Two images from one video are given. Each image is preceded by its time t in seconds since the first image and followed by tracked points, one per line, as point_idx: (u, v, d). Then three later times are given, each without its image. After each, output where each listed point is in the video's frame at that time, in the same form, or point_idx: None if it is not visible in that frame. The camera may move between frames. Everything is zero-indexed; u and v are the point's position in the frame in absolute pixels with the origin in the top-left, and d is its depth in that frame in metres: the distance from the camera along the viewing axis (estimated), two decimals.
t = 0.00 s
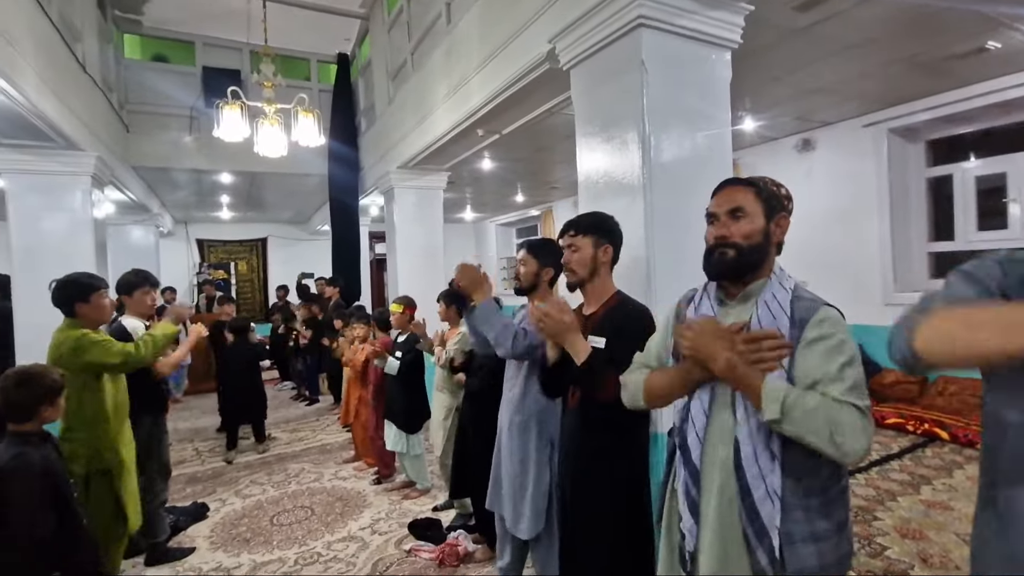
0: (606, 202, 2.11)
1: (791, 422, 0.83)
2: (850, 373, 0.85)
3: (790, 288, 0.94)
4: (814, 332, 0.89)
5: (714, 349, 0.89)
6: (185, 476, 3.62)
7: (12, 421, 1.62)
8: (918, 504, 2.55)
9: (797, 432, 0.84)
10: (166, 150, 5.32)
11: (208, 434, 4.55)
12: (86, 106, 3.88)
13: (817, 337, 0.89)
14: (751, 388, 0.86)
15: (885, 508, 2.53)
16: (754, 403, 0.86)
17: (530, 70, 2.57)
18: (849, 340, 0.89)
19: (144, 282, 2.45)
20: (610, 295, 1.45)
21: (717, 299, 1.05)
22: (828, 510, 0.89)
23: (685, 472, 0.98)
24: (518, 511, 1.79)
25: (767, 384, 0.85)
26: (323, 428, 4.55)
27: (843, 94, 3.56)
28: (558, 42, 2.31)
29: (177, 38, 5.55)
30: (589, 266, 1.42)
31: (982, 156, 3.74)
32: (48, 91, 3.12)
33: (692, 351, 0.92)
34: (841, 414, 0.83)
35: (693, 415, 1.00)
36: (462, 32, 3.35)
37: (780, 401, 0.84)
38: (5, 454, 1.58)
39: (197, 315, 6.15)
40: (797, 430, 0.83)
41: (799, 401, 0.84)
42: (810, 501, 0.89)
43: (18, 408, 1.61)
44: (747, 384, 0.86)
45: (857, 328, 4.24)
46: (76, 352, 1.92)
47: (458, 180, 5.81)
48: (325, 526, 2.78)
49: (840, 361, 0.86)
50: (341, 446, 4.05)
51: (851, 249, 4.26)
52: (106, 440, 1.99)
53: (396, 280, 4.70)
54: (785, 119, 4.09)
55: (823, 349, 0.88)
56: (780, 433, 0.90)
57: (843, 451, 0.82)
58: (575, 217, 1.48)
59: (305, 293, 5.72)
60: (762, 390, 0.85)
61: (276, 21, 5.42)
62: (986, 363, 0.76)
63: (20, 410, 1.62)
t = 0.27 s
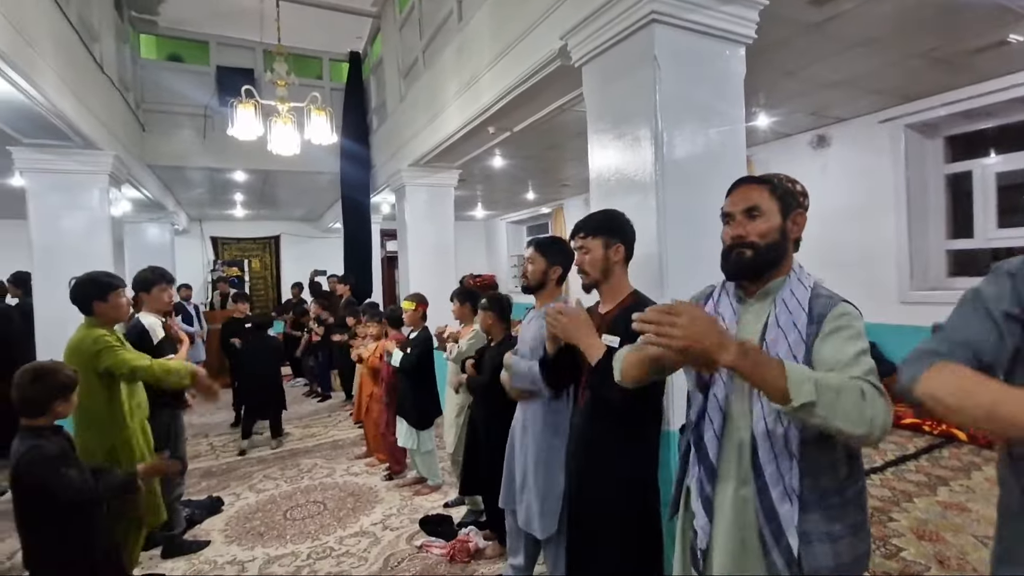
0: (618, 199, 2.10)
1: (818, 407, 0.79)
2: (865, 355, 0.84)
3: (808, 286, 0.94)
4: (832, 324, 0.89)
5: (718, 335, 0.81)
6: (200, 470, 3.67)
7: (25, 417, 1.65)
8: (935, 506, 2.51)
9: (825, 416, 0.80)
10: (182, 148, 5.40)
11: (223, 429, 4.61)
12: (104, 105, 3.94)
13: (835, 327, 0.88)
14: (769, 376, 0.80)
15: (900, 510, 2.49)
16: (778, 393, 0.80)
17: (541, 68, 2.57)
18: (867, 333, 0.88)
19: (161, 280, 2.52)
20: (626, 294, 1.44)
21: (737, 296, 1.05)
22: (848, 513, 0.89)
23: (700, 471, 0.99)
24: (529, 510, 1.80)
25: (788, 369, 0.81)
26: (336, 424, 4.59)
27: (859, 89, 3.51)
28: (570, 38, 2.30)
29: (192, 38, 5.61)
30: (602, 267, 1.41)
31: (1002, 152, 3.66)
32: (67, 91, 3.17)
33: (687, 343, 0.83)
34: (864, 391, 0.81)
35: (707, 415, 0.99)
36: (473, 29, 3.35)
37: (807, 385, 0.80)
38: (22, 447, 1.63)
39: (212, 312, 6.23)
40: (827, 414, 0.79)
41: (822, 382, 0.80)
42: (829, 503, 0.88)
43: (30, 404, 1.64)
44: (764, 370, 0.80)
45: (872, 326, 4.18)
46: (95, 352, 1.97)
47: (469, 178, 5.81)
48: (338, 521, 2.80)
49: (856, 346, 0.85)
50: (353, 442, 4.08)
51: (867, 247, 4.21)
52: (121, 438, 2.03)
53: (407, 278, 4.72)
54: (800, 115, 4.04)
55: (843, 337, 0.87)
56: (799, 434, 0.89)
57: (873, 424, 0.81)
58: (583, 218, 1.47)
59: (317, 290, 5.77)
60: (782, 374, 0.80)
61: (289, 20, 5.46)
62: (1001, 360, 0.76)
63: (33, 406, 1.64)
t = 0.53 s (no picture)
0: (629, 196, 2.09)
1: (854, 317, 0.77)
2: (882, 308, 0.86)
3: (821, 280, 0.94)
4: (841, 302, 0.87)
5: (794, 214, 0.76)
6: (211, 462, 3.71)
7: (45, 404, 1.68)
8: (947, 511, 2.48)
9: (853, 332, 0.77)
10: (197, 144, 5.46)
11: (233, 421, 4.66)
12: (120, 100, 3.99)
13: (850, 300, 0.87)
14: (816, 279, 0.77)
15: (912, 514, 2.46)
16: (828, 291, 0.78)
17: (553, 64, 2.56)
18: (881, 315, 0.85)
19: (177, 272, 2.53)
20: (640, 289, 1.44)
21: (751, 292, 1.01)
22: (865, 501, 0.88)
23: (710, 465, 0.98)
24: (537, 505, 1.81)
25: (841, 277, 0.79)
26: (344, 418, 4.62)
27: (876, 88, 3.46)
28: (582, 34, 2.29)
29: (206, 33, 5.66)
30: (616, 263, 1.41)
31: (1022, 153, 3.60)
32: (84, 85, 3.21)
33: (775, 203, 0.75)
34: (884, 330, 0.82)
35: (717, 407, 0.98)
36: (485, 26, 3.35)
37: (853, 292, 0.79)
38: (40, 432, 1.67)
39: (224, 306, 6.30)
40: (858, 328, 0.77)
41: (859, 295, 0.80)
42: (843, 494, 0.87)
43: (47, 392, 1.66)
44: (826, 265, 0.78)
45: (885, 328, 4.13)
46: (108, 341, 1.97)
47: (479, 175, 5.81)
48: (345, 514, 2.82)
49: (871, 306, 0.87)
50: (361, 437, 4.11)
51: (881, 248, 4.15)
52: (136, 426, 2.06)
53: (416, 274, 4.73)
54: (814, 113, 4.00)
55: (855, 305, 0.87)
56: (811, 424, 0.87)
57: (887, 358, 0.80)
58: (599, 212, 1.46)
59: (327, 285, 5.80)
60: (837, 275, 0.79)
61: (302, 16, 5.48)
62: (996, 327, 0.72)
63: (50, 393, 1.67)
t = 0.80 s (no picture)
0: (638, 193, 2.08)
1: (878, 343, 0.74)
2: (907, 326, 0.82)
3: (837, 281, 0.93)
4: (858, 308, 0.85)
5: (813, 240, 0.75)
6: (221, 456, 3.75)
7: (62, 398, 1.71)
8: (960, 513, 2.45)
9: (879, 356, 0.74)
10: (207, 141, 5.49)
11: (242, 417, 4.69)
12: (132, 97, 4.02)
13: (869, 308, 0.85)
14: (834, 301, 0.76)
15: (923, 515, 2.44)
16: (849, 316, 0.75)
17: (563, 61, 2.54)
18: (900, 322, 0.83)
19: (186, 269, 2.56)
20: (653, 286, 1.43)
21: (764, 292, 1.00)
22: (875, 509, 0.87)
23: (719, 465, 0.98)
24: (542, 504, 1.81)
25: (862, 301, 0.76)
26: (352, 414, 4.64)
27: (890, 84, 3.42)
28: (592, 30, 2.27)
29: (216, 30, 5.68)
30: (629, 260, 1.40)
31: None
32: (97, 83, 3.23)
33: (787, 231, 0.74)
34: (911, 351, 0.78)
35: (729, 409, 0.97)
36: (495, 22, 3.33)
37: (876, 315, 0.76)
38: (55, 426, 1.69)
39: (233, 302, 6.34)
40: (884, 351, 0.74)
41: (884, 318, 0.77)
42: (853, 499, 0.86)
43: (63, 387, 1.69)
44: (843, 293, 0.75)
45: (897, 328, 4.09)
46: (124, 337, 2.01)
47: (487, 171, 5.81)
48: (354, 510, 2.84)
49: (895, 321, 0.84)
50: (369, 433, 4.13)
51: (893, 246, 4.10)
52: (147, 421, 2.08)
53: (424, 271, 4.74)
54: (826, 110, 3.95)
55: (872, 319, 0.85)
56: (823, 428, 0.87)
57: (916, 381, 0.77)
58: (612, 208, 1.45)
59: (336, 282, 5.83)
60: (858, 300, 0.76)
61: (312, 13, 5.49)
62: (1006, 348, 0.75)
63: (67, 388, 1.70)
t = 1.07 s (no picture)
0: (649, 189, 2.06)
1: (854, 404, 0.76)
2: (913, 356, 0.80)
3: (849, 279, 0.90)
4: (874, 319, 0.84)
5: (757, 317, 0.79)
6: (232, 451, 3.79)
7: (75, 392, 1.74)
8: (976, 514, 2.41)
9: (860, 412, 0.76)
10: (218, 139, 5.54)
11: (253, 412, 4.73)
12: (144, 96, 4.06)
13: (874, 328, 0.84)
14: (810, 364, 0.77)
15: (937, 516, 2.40)
16: (816, 378, 0.77)
17: (572, 56, 2.53)
18: (911, 331, 0.84)
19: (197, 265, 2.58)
20: (661, 283, 1.42)
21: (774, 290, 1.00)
22: (886, 513, 0.85)
23: (730, 466, 0.97)
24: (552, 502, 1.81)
25: (832, 357, 0.77)
26: (362, 411, 4.67)
27: (905, 78, 3.36)
28: (602, 25, 2.26)
29: (228, 29, 5.72)
30: (638, 256, 1.39)
31: None
32: (110, 81, 3.27)
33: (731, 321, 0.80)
34: (910, 393, 0.77)
35: (739, 409, 0.96)
36: (504, 18, 3.32)
37: (849, 375, 0.76)
38: (70, 421, 1.71)
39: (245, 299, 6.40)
40: (865, 408, 0.75)
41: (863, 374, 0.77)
42: (865, 502, 0.85)
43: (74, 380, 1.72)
44: (802, 357, 0.78)
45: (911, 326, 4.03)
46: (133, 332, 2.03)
47: (496, 169, 5.80)
48: (363, 505, 2.85)
49: (902, 345, 0.82)
50: (379, 429, 4.14)
51: (908, 243, 4.04)
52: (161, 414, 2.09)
53: (433, 268, 4.75)
54: (839, 105, 3.90)
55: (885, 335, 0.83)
56: (835, 428, 0.85)
57: (916, 428, 0.75)
58: (621, 204, 1.43)
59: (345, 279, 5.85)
60: (822, 357, 0.77)
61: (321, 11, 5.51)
62: None
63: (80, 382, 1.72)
